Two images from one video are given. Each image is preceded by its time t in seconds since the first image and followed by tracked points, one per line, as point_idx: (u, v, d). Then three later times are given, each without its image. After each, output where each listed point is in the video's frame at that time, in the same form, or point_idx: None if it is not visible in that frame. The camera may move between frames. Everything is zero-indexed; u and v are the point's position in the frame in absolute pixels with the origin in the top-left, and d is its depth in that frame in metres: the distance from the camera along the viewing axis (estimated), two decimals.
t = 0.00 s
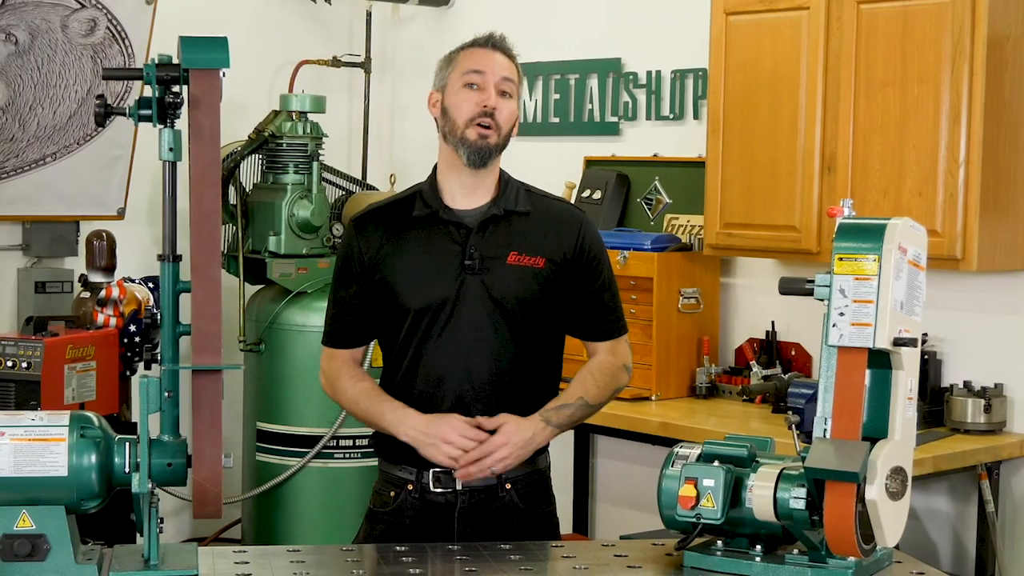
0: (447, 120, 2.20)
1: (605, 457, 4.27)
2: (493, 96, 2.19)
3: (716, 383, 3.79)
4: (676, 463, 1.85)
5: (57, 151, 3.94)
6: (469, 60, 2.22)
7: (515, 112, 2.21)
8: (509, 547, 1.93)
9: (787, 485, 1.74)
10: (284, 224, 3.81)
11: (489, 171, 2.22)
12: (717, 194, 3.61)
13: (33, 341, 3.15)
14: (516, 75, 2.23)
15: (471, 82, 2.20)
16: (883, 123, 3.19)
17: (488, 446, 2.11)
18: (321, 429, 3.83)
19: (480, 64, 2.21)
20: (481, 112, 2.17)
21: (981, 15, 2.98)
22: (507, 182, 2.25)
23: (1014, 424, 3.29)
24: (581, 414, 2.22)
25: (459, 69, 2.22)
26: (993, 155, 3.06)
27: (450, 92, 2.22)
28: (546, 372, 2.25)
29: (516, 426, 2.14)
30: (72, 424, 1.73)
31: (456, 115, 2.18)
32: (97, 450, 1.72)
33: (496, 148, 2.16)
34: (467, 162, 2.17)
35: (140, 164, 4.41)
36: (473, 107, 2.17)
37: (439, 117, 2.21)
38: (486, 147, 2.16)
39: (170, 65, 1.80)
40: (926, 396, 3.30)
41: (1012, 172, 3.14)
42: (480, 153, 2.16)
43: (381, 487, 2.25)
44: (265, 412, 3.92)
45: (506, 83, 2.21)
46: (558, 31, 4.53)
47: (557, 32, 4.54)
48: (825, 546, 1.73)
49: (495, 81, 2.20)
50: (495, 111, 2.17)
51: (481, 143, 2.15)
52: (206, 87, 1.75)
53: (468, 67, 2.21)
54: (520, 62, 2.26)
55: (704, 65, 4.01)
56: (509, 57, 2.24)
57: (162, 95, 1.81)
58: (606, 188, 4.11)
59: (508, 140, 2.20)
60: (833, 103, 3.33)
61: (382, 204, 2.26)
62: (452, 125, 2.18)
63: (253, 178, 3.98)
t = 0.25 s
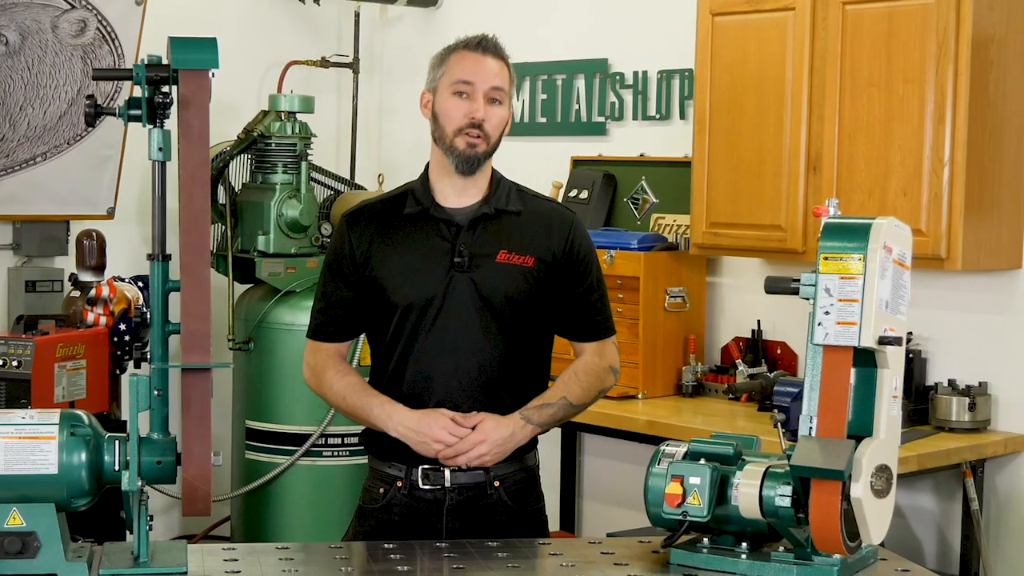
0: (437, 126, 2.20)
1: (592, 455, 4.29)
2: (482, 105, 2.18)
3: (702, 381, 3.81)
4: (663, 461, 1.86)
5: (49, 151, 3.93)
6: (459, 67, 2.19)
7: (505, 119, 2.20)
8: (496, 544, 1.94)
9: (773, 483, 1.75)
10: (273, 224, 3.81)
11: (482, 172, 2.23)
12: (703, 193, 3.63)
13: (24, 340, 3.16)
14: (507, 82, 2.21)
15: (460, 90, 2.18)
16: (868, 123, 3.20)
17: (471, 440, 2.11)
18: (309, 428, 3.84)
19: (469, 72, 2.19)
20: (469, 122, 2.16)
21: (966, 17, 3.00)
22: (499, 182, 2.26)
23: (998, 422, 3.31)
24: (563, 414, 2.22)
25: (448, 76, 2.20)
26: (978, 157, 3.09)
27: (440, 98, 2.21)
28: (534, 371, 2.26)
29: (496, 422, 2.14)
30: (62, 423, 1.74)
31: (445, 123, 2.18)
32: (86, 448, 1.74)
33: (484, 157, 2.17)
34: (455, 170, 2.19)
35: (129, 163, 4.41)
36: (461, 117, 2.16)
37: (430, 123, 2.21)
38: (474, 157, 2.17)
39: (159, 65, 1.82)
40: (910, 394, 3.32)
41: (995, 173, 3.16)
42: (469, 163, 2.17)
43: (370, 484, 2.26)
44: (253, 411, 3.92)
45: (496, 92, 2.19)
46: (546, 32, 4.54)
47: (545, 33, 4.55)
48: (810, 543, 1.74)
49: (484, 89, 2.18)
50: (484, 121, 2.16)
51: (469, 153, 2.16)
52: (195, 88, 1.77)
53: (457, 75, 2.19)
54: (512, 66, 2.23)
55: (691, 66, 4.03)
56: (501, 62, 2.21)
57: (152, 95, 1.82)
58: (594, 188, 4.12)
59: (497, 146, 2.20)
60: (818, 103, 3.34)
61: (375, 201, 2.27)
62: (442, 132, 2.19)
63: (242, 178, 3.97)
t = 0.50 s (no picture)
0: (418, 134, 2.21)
1: (580, 453, 4.30)
2: (462, 115, 2.17)
3: (688, 380, 3.82)
4: (649, 459, 1.88)
5: (39, 151, 3.93)
6: (438, 76, 2.18)
7: (486, 127, 2.20)
8: (484, 541, 1.95)
9: (759, 481, 1.76)
10: (262, 223, 3.81)
11: (468, 174, 2.24)
12: (690, 193, 3.64)
13: (14, 339, 3.14)
14: (487, 90, 2.20)
15: (440, 101, 2.18)
16: (853, 124, 3.22)
17: (455, 433, 2.11)
18: (298, 426, 3.84)
19: (448, 82, 2.18)
20: (449, 133, 2.16)
21: (950, 18, 3.02)
22: (486, 182, 2.27)
23: (983, 420, 3.33)
24: (549, 410, 2.23)
25: (427, 86, 2.19)
26: (962, 157, 3.10)
27: (421, 106, 2.21)
28: (521, 369, 2.27)
29: (481, 417, 2.14)
30: (52, 421, 1.75)
31: (426, 133, 2.18)
32: (76, 447, 1.74)
33: (465, 166, 2.19)
34: (437, 178, 2.21)
35: (118, 163, 4.42)
36: (440, 128, 2.17)
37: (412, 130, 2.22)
38: (455, 166, 2.18)
39: (149, 65, 1.82)
40: (895, 393, 3.34)
41: (980, 172, 3.18)
42: (450, 172, 2.19)
43: (359, 481, 2.27)
44: (242, 409, 3.92)
45: (476, 100, 2.19)
46: (534, 32, 4.55)
47: (533, 33, 4.56)
48: (795, 541, 1.76)
49: (463, 100, 2.17)
50: (463, 132, 2.16)
51: (450, 162, 2.18)
52: (184, 88, 1.77)
53: (436, 86, 2.18)
54: (494, 72, 2.22)
55: (677, 66, 4.04)
56: (482, 68, 2.20)
57: (142, 95, 1.83)
58: (580, 188, 4.13)
59: (479, 153, 2.21)
60: (804, 103, 3.36)
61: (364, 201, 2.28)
62: (423, 141, 2.19)
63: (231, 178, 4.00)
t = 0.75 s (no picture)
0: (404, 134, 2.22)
1: (567, 451, 4.31)
2: (446, 114, 2.18)
3: (675, 378, 3.83)
4: (635, 458, 1.89)
5: (28, 151, 3.92)
6: (422, 76, 2.19)
7: (471, 125, 2.21)
8: (471, 538, 1.96)
9: (745, 479, 1.77)
10: (250, 223, 3.81)
11: (454, 174, 2.24)
12: (676, 193, 3.66)
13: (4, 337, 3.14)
14: (472, 88, 2.20)
15: (424, 100, 2.18)
16: (838, 124, 3.24)
17: (441, 432, 2.12)
18: (287, 424, 3.84)
19: (432, 82, 2.18)
20: (433, 132, 2.17)
21: (934, 18, 3.04)
22: (473, 181, 2.27)
23: (967, 418, 3.36)
24: (536, 408, 2.24)
25: (412, 86, 2.20)
26: (947, 156, 3.12)
27: (406, 106, 2.21)
28: (508, 368, 2.28)
29: (466, 415, 2.14)
30: (43, 419, 1.75)
31: (411, 132, 2.19)
32: (66, 445, 1.75)
33: (450, 164, 2.19)
34: (421, 175, 2.21)
35: (107, 163, 4.41)
36: (425, 127, 2.17)
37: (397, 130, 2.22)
38: (440, 164, 2.19)
39: (138, 65, 1.82)
40: (880, 391, 3.36)
41: (964, 172, 3.20)
42: (435, 169, 2.19)
43: (347, 479, 2.28)
44: (231, 407, 3.92)
45: (461, 100, 2.19)
46: (521, 33, 4.56)
47: (520, 34, 4.56)
48: (781, 538, 1.77)
49: (447, 99, 2.18)
50: (448, 131, 2.16)
51: (436, 160, 2.18)
52: (173, 89, 1.78)
53: (420, 85, 2.19)
54: (478, 71, 2.22)
55: (663, 67, 4.06)
56: (465, 67, 2.21)
57: (132, 95, 1.83)
58: (567, 188, 4.14)
59: (464, 152, 2.22)
60: (789, 103, 3.38)
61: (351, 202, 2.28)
62: (409, 141, 2.20)
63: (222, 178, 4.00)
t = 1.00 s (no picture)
0: (405, 137, 2.23)
1: (554, 450, 4.32)
2: (450, 114, 2.21)
3: (661, 376, 3.84)
4: (622, 455, 1.90)
5: (18, 151, 3.91)
6: (418, 77, 2.22)
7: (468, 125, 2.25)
8: (459, 536, 1.97)
9: (731, 477, 1.78)
10: (239, 222, 3.81)
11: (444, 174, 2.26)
12: (662, 192, 3.68)
13: None
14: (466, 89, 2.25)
15: (426, 102, 2.21)
16: (823, 124, 3.26)
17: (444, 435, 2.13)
18: (275, 422, 3.84)
19: (432, 83, 2.21)
20: (440, 133, 2.19)
21: (919, 18, 3.06)
22: (458, 182, 2.29)
23: (951, 416, 3.38)
24: (530, 408, 2.25)
25: (411, 88, 2.22)
26: (931, 156, 3.14)
27: (405, 109, 2.23)
28: (496, 367, 2.29)
29: (468, 420, 2.16)
30: (32, 417, 1.75)
31: (416, 135, 2.20)
32: (56, 443, 1.75)
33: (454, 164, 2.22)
34: (426, 178, 2.21)
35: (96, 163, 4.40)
36: (432, 128, 2.20)
37: (397, 134, 2.23)
38: (447, 164, 2.21)
39: (127, 65, 1.83)
40: (865, 389, 3.38)
41: (948, 172, 3.22)
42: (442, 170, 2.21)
43: (336, 478, 2.28)
44: (220, 404, 3.92)
45: (460, 100, 2.23)
46: (508, 33, 4.57)
47: (507, 35, 4.57)
48: (766, 536, 1.78)
49: (449, 98, 2.22)
50: (454, 131, 2.20)
51: (442, 160, 2.20)
52: (163, 89, 1.78)
53: (421, 88, 2.21)
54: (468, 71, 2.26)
55: (649, 67, 4.07)
56: (457, 68, 2.25)
57: (121, 95, 1.83)
58: (554, 188, 4.16)
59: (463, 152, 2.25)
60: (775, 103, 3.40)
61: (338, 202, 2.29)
62: (411, 143, 2.21)
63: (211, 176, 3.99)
